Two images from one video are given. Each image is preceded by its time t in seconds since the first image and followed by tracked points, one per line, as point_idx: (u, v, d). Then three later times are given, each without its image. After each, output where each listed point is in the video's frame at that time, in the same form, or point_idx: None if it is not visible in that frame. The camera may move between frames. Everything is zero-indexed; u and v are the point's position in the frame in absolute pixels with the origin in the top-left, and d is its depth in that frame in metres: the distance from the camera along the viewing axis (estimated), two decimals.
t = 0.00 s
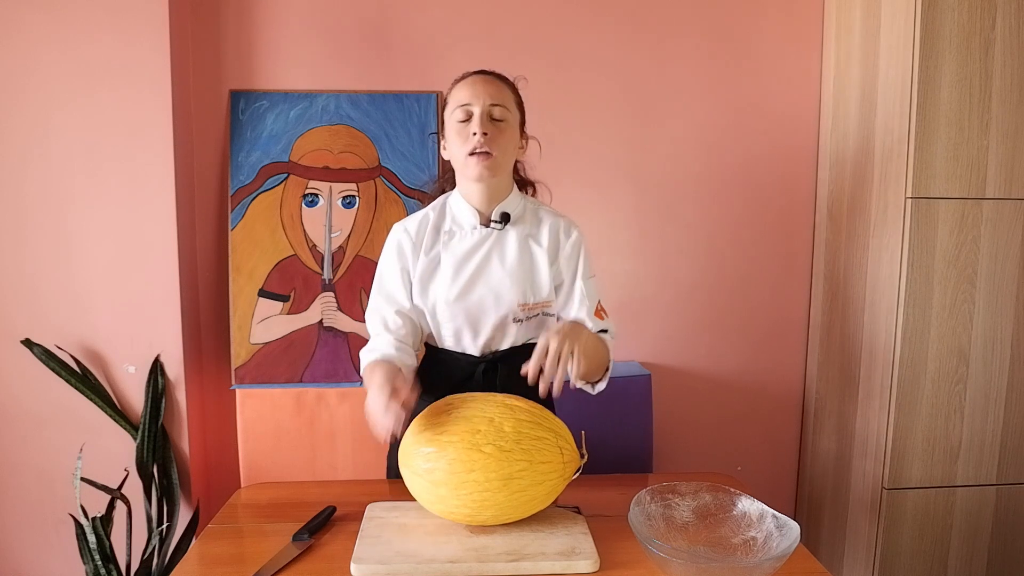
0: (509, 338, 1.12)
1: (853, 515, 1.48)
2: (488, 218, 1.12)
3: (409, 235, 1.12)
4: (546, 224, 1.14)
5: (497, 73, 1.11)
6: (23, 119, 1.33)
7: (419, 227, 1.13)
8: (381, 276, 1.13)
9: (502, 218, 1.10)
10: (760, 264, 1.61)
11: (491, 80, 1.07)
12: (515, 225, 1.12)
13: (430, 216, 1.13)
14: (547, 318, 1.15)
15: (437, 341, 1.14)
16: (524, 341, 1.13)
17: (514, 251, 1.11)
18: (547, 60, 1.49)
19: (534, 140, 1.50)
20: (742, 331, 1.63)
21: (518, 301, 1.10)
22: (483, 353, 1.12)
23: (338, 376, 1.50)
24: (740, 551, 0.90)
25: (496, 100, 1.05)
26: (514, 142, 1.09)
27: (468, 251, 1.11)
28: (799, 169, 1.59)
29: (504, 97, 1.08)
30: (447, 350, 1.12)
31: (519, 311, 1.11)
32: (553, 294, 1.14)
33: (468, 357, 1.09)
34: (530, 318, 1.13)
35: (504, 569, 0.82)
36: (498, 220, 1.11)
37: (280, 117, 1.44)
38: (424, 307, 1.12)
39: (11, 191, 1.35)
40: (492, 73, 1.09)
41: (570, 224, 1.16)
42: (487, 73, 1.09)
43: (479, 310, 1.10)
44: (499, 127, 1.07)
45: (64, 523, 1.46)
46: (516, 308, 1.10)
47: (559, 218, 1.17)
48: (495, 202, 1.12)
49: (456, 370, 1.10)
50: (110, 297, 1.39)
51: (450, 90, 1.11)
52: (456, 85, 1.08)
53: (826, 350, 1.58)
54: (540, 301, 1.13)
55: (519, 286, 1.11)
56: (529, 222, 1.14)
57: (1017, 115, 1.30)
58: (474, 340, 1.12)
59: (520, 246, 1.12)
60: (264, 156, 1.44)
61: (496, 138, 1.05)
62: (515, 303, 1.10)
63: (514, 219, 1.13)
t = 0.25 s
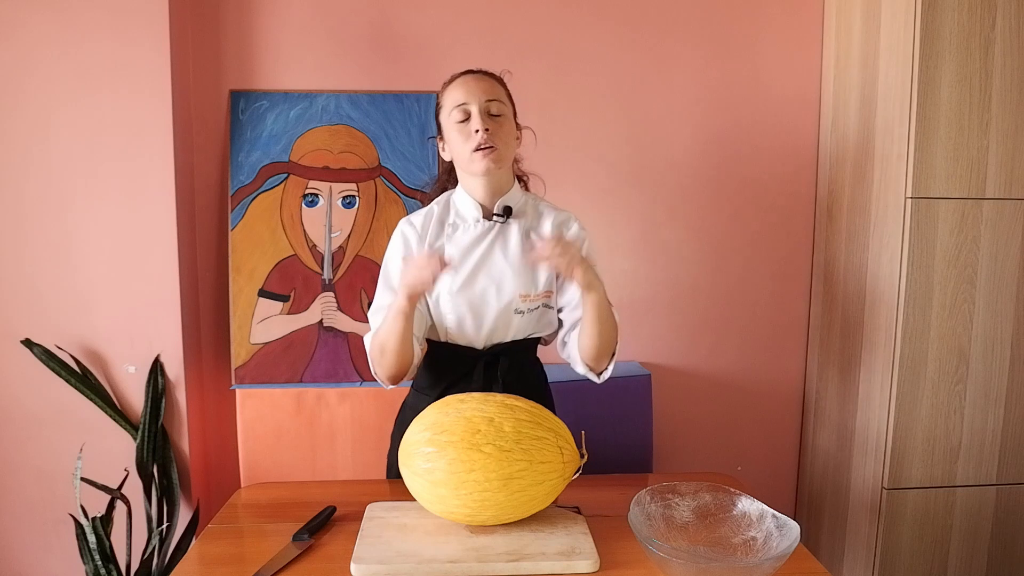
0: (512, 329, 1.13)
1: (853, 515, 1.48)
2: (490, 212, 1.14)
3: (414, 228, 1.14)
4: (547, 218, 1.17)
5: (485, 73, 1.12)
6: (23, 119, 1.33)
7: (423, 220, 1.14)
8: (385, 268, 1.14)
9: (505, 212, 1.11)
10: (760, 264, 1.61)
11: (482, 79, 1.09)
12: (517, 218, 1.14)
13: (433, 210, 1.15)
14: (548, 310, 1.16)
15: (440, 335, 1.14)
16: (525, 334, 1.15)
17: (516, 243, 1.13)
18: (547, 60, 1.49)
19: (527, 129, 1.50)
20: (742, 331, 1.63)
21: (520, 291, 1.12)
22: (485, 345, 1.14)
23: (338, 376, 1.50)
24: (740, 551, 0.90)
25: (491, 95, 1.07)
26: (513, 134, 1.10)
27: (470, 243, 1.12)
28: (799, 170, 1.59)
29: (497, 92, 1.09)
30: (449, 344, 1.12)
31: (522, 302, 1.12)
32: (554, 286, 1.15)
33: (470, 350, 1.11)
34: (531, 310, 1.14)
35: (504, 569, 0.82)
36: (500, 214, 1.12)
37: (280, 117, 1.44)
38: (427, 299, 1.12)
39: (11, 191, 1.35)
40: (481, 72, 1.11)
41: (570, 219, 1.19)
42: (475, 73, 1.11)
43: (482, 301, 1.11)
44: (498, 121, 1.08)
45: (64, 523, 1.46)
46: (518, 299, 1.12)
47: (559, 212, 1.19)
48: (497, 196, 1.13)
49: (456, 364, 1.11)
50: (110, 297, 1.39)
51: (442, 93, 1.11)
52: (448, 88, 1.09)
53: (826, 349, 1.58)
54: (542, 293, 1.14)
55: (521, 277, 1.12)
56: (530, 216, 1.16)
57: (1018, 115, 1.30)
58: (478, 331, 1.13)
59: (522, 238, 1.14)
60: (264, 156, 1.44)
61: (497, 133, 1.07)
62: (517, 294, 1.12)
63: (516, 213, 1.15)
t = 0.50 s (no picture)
0: (511, 328, 1.12)
1: (853, 516, 1.48)
2: (490, 211, 1.14)
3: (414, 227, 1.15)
4: (547, 217, 1.16)
5: (481, 74, 1.13)
6: (23, 119, 1.33)
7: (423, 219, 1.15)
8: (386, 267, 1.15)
9: (504, 210, 1.12)
10: (760, 265, 1.61)
11: (477, 79, 1.09)
12: (517, 217, 1.14)
13: (433, 209, 1.16)
14: (548, 310, 1.15)
15: (440, 333, 1.14)
16: (524, 333, 1.14)
17: (516, 241, 1.13)
18: (547, 60, 1.49)
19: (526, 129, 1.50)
20: (742, 331, 1.63)
21: (520, 289, 1.12)
22: (485, 344, 1.12)
23: (338, 376, 1.49)
24: (740, 551, 0.90)
25: (487, 95, 1.07)
26: (511, 132, 1.10)
27: (470, 241, 1.12)
28: (799, 170, 1.59)
29: (494, 92, 1.10)
30: (449, 342, 1.12)
31: (520, 300, 1.12)
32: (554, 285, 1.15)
33: (469, 347, 1.10)
34: (531, 309, 1.13)
35: (504, 569, 0.82)
36: (500, 212, 1.13)
37: (280, 117, 1.44)
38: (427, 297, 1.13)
39: (11, 191, 1.35)
40: (478, 73, 1.11)
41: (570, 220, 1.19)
42: (472, 74, 1.11)
43: (481, 299, 1.12)
44: (495, 120, 1.08)
45: (64, 523, 1.46)
46: (517, 297, 1.12)
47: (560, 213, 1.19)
48: (496, 194, 1.13)
49: (457, 362, 1.11)
50: (110, 297, 1.39)
51: (440, 96, 1.12)
52: (445, 90, 1.10)
53: (826, 349, 1.58)
54: (541, 292, 1.14)
55: (521, 275, 1.13)
56: (530, 215, 1.16)
57: (1018, 116, 1.30)
58: (477, 329, 1.12)
59: (522, 237, 1.14)
60: (264, 156, 1.44)
61: (495, 132, 1.07)
62: (517, 292, 1.12)
63: (515, 212, 1.15)
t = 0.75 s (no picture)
0: (510, 327, 1.13)
1: (853, 515, 1.48)
2: (489, 211, 1.15)
3: (414, 227, 1.16)
4: (546, 217, 1.16)
5: (485, 73, 1.13)
6: (23, 119, 1.33)
7: (423, 220, 1.16)
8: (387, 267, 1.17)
9: (503, 210, 1.13)
10: (760, 264, 1.61)
11: (481, 79, 1.09)
12: (517, 217, 1.15)
13: (433, 210, 1.16)
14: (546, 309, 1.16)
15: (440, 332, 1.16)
16: (524, 333, 1.14)
17: (515, 241, 1.14)
18: (547, 60, 1.49)
19: (528, 132, 1.50)
20: (742, 331, 1.63)
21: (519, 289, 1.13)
22: (485, 343, 1.13)
23: (338, 376, 1.49)
24: (740, 551, 0.90)
25: (488, 96, 1.07)
26: (510, 134, 1.11)
27: (470, 241, 1.13)
28: (799, 169, 1.59)
29: (495, 92, 1.10)
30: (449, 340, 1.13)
31: (520, 300, 1.13)
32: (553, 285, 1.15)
33: (469, 346, 1.10)
34: (530, 308, 1.14)
35: (504, 569, 0.82)
36: (499, 212, 1.14)
37: (280, 117, 1.44)
38: (427, 296, 1.14)
39: (11, 191, 1.35)
40: (480, 73, 1.11)
41: (571, 220, 1.18)
42: (475, 74, 1.11)
43: (480, 298, 1.12)
44: (495, 122, 1.09)
45: (64, 523, 1.46)
46: (517, 296, 1.12)
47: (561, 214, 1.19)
48: (496, 195, 1.14)
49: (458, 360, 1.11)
50: (110, 297, 1.39)
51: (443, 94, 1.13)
52: (448, 89, 1.10)
53: (826, 349, 1.58)
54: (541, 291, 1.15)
55: (520, 275, 1.13)
56: (529, 215, 1.17)
57: (1018, 115, 1.30)
58: (477, 328, 1.12)
59: (521, 236, 1.15)
60: (264, 156, 1.44)
61: (494, 134, 1.08)
62: (516, 291, 1.12)
63: (515, 212, 1.15)
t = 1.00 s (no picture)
0: (511, 327, 1.13)
1: (853, 515, 1.48)
2: (491, 211, 1.15)
3: (415, 228, 1.16)
4: (547, 218, 1.17)
5: (486, 74, 1.14)
6: (23, 119, 1.33)
7: (425, 220, 1.16)
8: (389, 267, 1.17)
9: (504, 210, 1.13)
10: (760, 265, 1.61)
11: (482, 80, 1.10)
12: (517, 217, 1.15)
13: (435, 210, 1.17)
14: (546, 309, 1.15)
15: (440, 332, 1.16)
16: (524, 333, 1.15)
17: (515, 241, 1.13)
18: (547, 60, 1.49)
19: (529, 132, 1.50)
20: (741, 331, 1.63)
21: (519, 289, 1.12)
22: (485, 343, 1.13)
23: (338, 376, 1.49)
24: (740, 551, 0.90)
25: (490, 97, 1.08)
26: (511, 135, 1.12)
27: (471, 241, 1.13)
28: (799, 169, 1.59)
29: (497, 94, 1.10)
30: (449, 341, 1.13)
31: (520, 300, 1.12)
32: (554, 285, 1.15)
33: (469, 346, 1.10)
34: (531, 308, 1.14)
35: (504, 569, 0.82)
36: (500, 212, 1.14)
37: (280, 116, 1.44)
38: (428, 297, 1.14)
39: (10, 191, 1.35)
40: (481, 74, 1.12)
41: (571, 221, 1.19)
42: (476, 74, 1.12)
43: (480, 298, 1.12)
44: (496, 123, 1.09)
45: (64, 523, 1.46)
46: (517, 297, 1.12)
47: (561, 215, 1.19)
48: (497, 195, 1.15)
49: (458, 360, 1.11)
50: (110, 297, 1.39)
51: (444, 95, 1.13)
52: (449, 90, 1.11)
53: (826, 349, 1.58)
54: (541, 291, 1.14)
55: (520, 275, 1.13)
56: (529, 216, 1.17)
57: (1018, 115, 1.30)
58: (477, 329, 1.12)
59: (522, 237, 1.14)
60: (264, 156, 1.44)
61: (495, 135, 1.08)
62: (516, 291, 1.12)
63: (516, 212, 1.16)
